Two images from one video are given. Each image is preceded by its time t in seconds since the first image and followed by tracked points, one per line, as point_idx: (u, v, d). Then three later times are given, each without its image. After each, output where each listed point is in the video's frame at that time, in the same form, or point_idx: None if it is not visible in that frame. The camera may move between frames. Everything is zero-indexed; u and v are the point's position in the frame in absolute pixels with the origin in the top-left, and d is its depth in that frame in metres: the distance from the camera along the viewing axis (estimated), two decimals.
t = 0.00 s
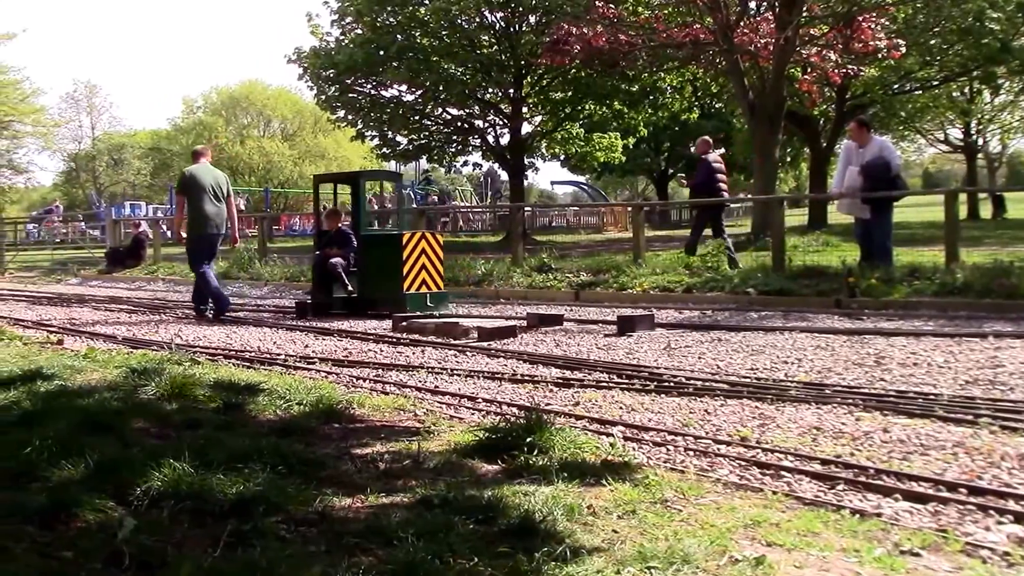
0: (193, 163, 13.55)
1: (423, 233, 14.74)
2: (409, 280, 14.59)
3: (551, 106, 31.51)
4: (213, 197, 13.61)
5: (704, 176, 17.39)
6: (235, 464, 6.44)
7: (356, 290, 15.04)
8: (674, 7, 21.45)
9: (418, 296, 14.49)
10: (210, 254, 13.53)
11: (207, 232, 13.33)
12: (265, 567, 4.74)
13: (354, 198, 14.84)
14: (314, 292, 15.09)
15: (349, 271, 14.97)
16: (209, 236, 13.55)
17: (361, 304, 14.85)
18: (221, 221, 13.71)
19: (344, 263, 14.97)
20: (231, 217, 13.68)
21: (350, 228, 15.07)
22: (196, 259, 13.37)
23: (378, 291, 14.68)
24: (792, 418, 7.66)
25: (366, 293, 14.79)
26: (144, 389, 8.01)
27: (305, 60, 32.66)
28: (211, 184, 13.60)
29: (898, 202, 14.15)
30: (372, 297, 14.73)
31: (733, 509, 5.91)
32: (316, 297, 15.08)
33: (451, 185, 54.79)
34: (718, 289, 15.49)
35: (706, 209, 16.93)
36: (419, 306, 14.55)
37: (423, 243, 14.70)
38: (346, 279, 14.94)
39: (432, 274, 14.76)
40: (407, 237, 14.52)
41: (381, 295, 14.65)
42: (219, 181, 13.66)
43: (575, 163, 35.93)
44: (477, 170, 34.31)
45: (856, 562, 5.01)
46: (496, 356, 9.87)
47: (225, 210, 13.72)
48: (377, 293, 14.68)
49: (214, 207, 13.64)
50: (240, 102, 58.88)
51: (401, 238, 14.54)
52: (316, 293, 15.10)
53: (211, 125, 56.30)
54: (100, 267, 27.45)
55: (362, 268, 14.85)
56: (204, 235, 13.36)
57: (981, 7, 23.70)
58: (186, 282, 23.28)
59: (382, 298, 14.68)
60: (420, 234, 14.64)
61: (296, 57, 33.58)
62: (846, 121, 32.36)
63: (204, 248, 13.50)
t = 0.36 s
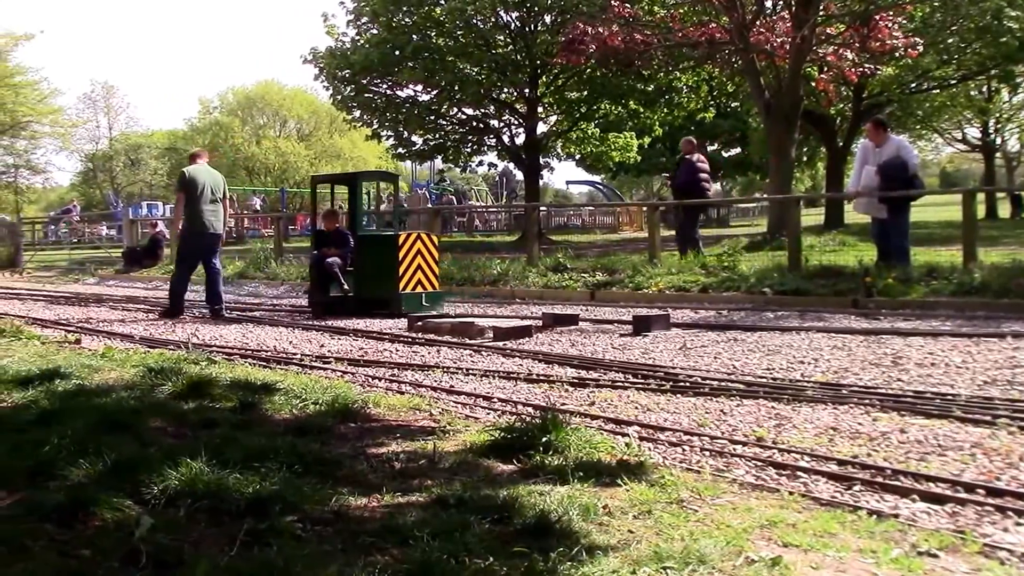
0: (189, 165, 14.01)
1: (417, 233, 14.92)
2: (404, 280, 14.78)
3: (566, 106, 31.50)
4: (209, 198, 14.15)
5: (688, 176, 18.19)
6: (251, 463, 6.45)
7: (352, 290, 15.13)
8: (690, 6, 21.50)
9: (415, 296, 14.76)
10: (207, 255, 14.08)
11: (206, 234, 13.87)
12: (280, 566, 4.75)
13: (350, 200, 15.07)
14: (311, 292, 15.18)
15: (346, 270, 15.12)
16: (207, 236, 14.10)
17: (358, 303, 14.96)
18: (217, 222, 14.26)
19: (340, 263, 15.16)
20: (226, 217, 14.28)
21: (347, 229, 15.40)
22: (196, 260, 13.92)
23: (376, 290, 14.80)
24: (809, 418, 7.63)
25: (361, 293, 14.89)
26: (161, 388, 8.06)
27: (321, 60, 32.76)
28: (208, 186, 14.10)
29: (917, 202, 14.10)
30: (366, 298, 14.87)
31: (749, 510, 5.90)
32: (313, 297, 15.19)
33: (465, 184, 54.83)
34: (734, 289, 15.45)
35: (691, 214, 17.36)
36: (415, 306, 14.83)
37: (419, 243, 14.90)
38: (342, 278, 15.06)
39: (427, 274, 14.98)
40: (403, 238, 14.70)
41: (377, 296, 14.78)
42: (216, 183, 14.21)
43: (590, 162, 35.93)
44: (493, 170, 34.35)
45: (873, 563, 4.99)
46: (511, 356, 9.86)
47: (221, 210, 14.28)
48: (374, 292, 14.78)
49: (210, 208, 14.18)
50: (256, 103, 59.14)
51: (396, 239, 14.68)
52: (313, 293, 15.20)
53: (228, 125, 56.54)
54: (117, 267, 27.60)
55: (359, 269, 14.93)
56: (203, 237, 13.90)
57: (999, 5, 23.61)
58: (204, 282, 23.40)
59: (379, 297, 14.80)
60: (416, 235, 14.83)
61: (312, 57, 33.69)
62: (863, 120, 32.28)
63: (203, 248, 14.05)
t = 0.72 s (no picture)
0: (182, 167, 14.22)
1: (413, 233, 15.20)
2: (400, 280, 15.05)
3: (582, 105, 31.46)
4: (204, 198, 14.33)
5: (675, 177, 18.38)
6: (267, 462, 6.47)
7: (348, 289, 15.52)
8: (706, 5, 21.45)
9: (410, 296, 15.03)
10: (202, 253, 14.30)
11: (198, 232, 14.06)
12: (296, 565, 4.76)
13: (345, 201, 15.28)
14: (309, 290, 15.79)
15: (341, 270, 15.58)
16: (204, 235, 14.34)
17: (351, 303, 15.23)
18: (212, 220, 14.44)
19: (336, 262, 15.65)
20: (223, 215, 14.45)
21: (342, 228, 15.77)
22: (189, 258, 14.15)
23: (368, 290, 15.02)
24: (825, 419, 7.60)
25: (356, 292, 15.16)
26: (178, 387, 8.09)
27: (337, 60, 32.80)
28: (202, 185, 14.29)
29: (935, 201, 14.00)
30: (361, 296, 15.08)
31: (765, 511, 5.87)
32: (313, 295, 15.81)
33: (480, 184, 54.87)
34: (751, 289, 15.41)
35: (683, 212, 17.65)
36: (410, 305, 15.12)
37: (414, 244, 15.17)
38: (337, 277, 15.57)
39: (422, 273, 15.28)
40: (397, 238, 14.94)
41: (372, 295, 15.01)
42: (210, 182, 14.34)
43: (606, 162, 35.88)
44: (508, 170, 34.37)
45: (890, 564, 4.96)
46: (526, 356, 9.85)
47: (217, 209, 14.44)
48: (365, 292, 15.04)
49: (206, 207, 14.39)
50: (272, 103, 59.36)
51: (391, 239, 14.97)
52: (313, 291, 15.81)
53: (244, 126, 56.72)
54: (135, 267, 27.72)
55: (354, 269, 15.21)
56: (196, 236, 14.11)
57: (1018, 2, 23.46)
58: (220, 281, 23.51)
59: (371, 297, 15.04)
60: (410, 235, 15.07)
61: (328, 57, 33.76)
62: (880, 119, 32.14)
63: (197, 247, 14.29)
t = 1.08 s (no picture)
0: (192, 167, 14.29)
1: (408, 233, 15.38)
2: (394, 279, 15.24)
3: (597, 105, 31.42)
4: (213, 199, 14.42)
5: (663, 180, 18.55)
6: (282, 461, 6.48)
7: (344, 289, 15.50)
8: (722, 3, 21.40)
9: (404, 295, 15.23)
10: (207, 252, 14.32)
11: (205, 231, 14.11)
12: (311, 564, 4.76)
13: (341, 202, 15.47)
14: (306, 292, 15.73)
15: (337, 270, 15.54)
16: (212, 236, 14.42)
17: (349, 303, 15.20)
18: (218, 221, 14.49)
19: (332, 262, 15.57)
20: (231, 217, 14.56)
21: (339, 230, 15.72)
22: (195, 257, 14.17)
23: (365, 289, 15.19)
24: (841, 419, 7.56)
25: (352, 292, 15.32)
26: (194, 386, 8.12)
27: (352, 60, 32.90)
28: (210, 186, 14.37)
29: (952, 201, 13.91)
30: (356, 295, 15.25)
31: (781, 511, 5.85)
32: (309, 296, 15.74)
33: (495, 184, 54.91)
34: (766, 289, 15.36)
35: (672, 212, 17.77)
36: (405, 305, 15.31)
37: (409, 243, 15.37)
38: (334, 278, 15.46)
39: (417, 273, 15.45)
40: (392, 238, 15.15)
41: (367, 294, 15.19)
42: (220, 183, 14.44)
43: (621, 161, 35.84)
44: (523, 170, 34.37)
45: (908, 566, 4.93)
46: (541, 356, 9.84)
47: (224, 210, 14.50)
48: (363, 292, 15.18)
49: (215, 208, 14.49)
50: (287, 103, 59.60)
51: (385, 239, 15.16)
52: (309, 292, 15.75)
53: (259, 126, 56.94)
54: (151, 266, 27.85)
55: (350, 268, 15.38)
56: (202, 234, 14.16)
57: None
58: (236, 280, 23.60)
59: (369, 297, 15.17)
60: (405, 235, 15.27)
61: (342, 57, 33.85)
62: (897, 118, 31.99)
63: (203, 246, 14.32)
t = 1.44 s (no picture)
0: (207, 170, 14.42)
1: (400, 234, 15.49)
2: (386, 279, 15.36)
3: (609, 104, 31.36)
4: (226, 201, 14.59)
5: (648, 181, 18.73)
6: (295, 461, 6.49)
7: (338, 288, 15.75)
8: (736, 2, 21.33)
9: (396, 295, 15.37)
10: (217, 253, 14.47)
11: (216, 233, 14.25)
12: (325, 563, 4.77)
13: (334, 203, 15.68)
14: (301, 290, 15.97)
15: (331, 270, 15.77)
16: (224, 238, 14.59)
17: (340, 301, 15.40)
18: (229, 222, 14.64)
19: (325, 262, 15.80)
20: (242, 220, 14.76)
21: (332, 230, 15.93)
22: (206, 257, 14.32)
23: (356, 288, 15.21)
24: (855, 420, 7.52)
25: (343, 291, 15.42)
26: (207, 385, 8.15)
27: (364, 60, 32.96)
28: (223, 187, 14.49)
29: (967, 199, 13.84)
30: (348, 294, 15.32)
31: (795, 512, 5.82)
32: (303, 295, 15.99)
33: (508, 184, 54.90)
34: (780, 289, 15.30)
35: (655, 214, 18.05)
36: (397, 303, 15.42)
37: (400, 243, 15.47)
38: (326, 276, 15.73)
39: (409, 273, 15.55)
40: (384, 239, 15.26)
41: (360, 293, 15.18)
42: (234, 186, 14.63)
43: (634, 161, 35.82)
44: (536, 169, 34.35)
45: (922, 567, 4.91)
46: (554, 356, 9.83)
47: (235, 211, 14.65)
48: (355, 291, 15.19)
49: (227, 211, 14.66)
50: (301, 103, 59.85)
51: (377, 239, 15.25)
52: (303, 291, 16.00)
53: (273, 126, 57.12)
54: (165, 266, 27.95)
55: (342, 267, 15.48)
56: (213, 236, 14.30)
57: None
58: (249, 280, 23.67)
59: (360, 296, 15.16)
60: (397, 236, 15.40)
61: (355, 57, 33.91)
62: (912, 117, 31.83)
63: (214, 246, 14.47)
